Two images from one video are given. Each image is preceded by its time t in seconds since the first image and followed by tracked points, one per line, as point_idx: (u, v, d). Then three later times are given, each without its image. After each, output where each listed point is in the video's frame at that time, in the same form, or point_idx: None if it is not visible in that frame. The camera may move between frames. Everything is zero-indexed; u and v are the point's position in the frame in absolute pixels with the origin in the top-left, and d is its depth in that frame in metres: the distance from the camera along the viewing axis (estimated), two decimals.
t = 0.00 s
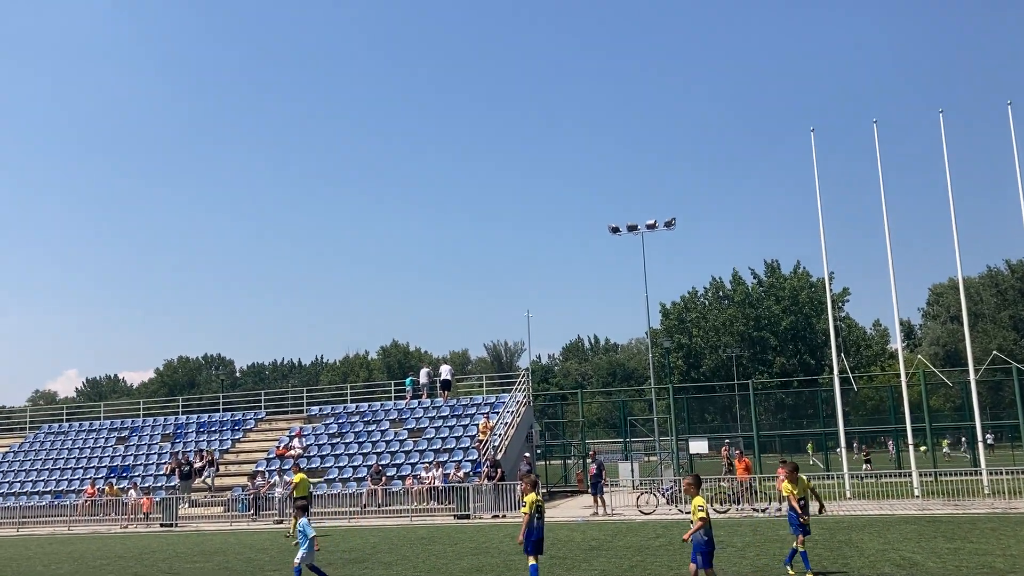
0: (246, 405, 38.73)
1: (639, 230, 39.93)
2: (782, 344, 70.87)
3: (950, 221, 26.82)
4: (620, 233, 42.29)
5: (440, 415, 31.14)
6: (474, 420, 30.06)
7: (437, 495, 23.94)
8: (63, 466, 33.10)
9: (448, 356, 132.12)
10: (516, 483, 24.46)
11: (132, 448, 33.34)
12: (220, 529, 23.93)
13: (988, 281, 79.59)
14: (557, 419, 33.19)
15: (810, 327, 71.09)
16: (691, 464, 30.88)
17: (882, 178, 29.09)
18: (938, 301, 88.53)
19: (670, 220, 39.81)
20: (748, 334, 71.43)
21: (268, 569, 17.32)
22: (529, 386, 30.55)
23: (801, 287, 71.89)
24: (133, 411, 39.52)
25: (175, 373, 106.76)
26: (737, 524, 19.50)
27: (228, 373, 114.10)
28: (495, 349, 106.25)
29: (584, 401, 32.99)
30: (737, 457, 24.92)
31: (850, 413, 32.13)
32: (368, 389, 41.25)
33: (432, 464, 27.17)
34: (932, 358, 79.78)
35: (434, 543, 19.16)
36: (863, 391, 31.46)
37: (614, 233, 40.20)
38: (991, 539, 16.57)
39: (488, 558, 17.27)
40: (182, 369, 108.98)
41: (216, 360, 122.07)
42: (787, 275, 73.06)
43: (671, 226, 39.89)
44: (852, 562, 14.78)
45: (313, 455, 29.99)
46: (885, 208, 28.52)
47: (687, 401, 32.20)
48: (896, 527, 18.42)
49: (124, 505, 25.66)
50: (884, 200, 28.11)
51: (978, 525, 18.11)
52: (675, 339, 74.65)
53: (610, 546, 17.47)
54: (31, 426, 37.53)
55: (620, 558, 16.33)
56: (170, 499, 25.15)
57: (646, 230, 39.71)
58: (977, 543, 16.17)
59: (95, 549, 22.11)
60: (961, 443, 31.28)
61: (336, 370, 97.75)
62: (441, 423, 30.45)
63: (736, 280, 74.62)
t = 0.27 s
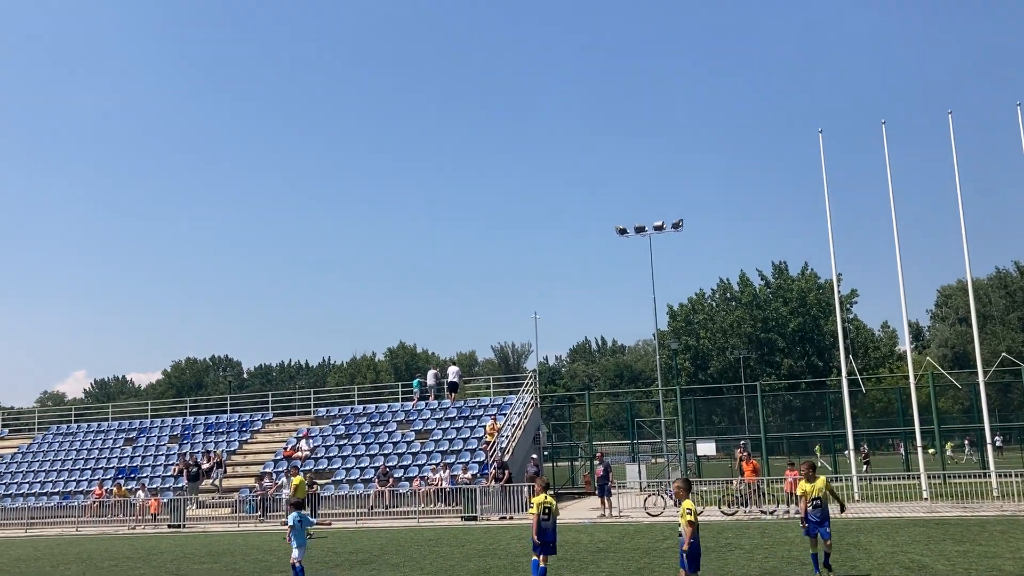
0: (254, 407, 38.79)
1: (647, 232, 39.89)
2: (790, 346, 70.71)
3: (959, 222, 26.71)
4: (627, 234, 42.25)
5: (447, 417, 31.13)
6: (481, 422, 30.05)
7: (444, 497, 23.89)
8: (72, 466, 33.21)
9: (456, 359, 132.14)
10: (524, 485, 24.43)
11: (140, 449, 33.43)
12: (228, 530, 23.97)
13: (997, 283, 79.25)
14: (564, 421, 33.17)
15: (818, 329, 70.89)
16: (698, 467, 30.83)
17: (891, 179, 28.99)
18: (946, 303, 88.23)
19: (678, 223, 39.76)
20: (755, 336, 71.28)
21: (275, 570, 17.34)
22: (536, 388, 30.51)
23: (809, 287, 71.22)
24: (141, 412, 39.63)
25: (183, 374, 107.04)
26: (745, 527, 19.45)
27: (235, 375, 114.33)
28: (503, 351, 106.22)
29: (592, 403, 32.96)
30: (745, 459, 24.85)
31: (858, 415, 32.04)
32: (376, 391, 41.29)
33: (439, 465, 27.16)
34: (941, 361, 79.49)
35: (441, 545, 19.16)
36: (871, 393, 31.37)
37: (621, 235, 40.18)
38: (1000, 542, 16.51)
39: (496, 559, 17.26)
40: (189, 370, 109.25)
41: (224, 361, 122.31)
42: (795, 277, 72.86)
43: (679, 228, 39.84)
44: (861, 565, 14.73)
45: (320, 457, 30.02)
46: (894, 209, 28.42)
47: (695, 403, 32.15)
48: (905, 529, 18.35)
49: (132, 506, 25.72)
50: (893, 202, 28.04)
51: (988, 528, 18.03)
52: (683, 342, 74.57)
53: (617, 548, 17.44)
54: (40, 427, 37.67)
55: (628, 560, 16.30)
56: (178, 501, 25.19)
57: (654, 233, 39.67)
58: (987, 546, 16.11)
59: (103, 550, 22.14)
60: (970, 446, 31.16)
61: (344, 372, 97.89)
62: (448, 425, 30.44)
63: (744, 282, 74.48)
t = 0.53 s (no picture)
0: (258, 407, 38.86)
1: (651, 233, 39.88)
2: (794, 347, 70.65)
3: (963, 224, 26.68)
4: (631, 236, 42.25)
5: (451, 418, 31.16)
6: (484, 423, 30.07)
7: (448, 497, 23.92)
8: (76, 467, 33.28)
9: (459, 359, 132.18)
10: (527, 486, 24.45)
11: (145, 450, 33.51)
12: (232, 531, 24.03)
13: (1001, 285, 79.14)
14: (568, 422, 33.17)
15: (822, 331, 70.85)
16: (702, 468, 30.83)
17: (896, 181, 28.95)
18: (950, 305, 88.11)
19: (681, 224, 39.74)
20: (759, 338, 71.21)
21: (279, 570, 17.38)
22: (540, 388, 30.52)
23: (813, 289, 71.22)
24: (146, 412, 39.71)
25: (187, 375, 107.24)
26: (748, 528, 19.45)
27: (239, 376, 114.48)
28: (506, 352, 106.25)
29: (595, 404, 32.97)
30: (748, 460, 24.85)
31: (861, 416, 32.01)
32: (379, 392, 41.35)
33: (443, 466, 27.19)
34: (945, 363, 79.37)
35: (445, 545, 19.18)
36: (875, 395, 31.34)
37: (625, 236, 40.18)
38: (1004, 543, 16.50)
39: (499, 560, 17.29)
40: (194, 371, 109.40)
41: (228, 362, 122.44)
42: (799, 278, 72.79)
43: (682, 229, 39.83)
44: (865, 566, 14.71)
45: (324, 457, 30.07)
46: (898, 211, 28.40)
47: (698, 404, 32.13)
48: (908, 531, 18.33)
49: (136, 506, 25.78)
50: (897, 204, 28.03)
51: (992, 530, 18.01)
52: (687, 343, 74.53)
53: (621, 549, 17.46)
54: (45, 427, 37.77)
55: (631, 561, 16.31)
56: (182, 501, 25.27)
57: (657, 234, 39.67)
58: (990, 547, 16.09)
59: (107, 550, 22.20)
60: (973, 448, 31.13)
61: (347, 373, 98.01)
62: (452, 426, 30.47)
63: (747, 284, 74.42)
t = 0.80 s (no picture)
0: (261, 407, 38.90)
1: (654, 235, 39.86)
2: (796, 349, 70.61)
3: (966, 226, 26.63)
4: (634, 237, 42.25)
5: (453, 418, 31.17)
6: (486, 424, 30.07)
7: (450, 497, 23.91)
8: (79, 466, 33.34)
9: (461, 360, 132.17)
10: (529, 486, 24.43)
11: (147, 449, 33.55)
12: (234, 530, 24.06)
13: (1005, 287, 79.06)
14: (570, 422, 33.15)
15: (824, 332, 70.80)
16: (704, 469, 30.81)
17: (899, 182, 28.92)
18: (953, 307, 88.03)
19: (684, 226, 39.72)
20: (761, 339, 71.14)
21: (281, 570, 17.39)
22: (542, 389, 30.50)
23: (816, 291, 71.21)
24: (148, 411, 39.76)
25: (190, 374, 107.39)
26: (750, 529, 19.44)
27: (242, 375, 114.64)
28: (509, 352, 106.25)
29: (597, 405, 32.94)
30: (750, 462, 24.84)
31: (864, 418, 31.97)
32: (382, 392, 41.37)
33: (445, 466, 27.18)
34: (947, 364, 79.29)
35: (446, 546, 19.18)
36: (878, 397, 31.29)
37: (627, 237, 40.17)
38: (1006, 546, 16.48)
39: (501, 560, 17.29)
40: (196, 370, 109.51)
41: (230, 362, 122.59)
42: (802, 279, 72.72)
43: (685, 230, 39.82)
44: (866, 568, 14.70)
45: (326, 457, 30.09)
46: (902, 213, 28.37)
47: (701, 405, 32.08)
48: (911, 533, 18.32)
49: (138, 505, 25.81)
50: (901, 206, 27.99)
51: (994, 532, 17.98)
52: (689, 344, 74.51)
53: (622, 550, 17.45)
54: (48, 426, 37.83)
55: (632, 562, 16.31)
56: (184, 500, 25.32)
57: (660, 235, 39.66)
58: (993, 550, 16.07)
59: (109, 549, 22.22)
60: (976, 450, 31.10)
61: (350, 373, 98.08)
62: (454, 426, 30.47)
63: (750, 285, 74.39)
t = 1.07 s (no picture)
0: (262, 407, 38.89)
1: (656, 236, 39.82)
2: (798, 350, 70.55)
3: (970, 227, 26.59)
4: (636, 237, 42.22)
5: (455, 418, 31.15)
6: (488, 424, 30.04)
7: (451, 498, 23.88)
8: (80, 465, 33.32)
9: (463, 360, 132.25)
10: (531, 486, 24.41)
11: (148, 448, 33.53)
12: (236, 529, 24.02)
13: (1007, 289, 79.03)
14: (571, 423, 33.09)
15: (826, 333, 70.75)
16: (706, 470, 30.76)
17: (902, 183, 28.89)
18: (955, 308, 88.02)
19: (686, 227, 39.68)
20: (764, 340, 71.12)
21: (283, 570, 17.32)
22: (544, 389, 30.47)
23: (818, 292, 71.21)
24: (150, 411, 39.74)
25: (191, 373, 107.41)
26: (753, 531, 19.39)
27: (243, 374, 114.66)
28: (510, 352, 106.20)
29: (599, 406, 32.91)
30: (752, 463, 24.80)
31: (866, 419, 31.92)
32: (384, 391, 41.36)
33: (446, 467, 27.15)
34: (949, 366, 79.24)
35: (448, 546, 19.16)
36: (880, 399, 31.23)
37: (630, 238, 40.14)
38: (1010, 548, 16.44)
39: (502, 561, 17.26)
40: (198, 369, 109.56)
41: (232, 361, 122.69)
42: (804, 280, 72.66)
43: (687, 231, 39.79)
44: (870, 570, 14.70)
45: (327, 457, 30.06)
46: (905, 213, 28.30)
47: (702, 407, 31.99)
48: (913, 535, 18.30)
49: (139, 504, 25.80)
50: (904, 207, 27.87)
51: (997, 534, 17.95)
52: (691, 345, 74.51)
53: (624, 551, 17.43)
54: (49, 425, 37.81)
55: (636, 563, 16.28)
56: (186, 499, 25.29)
57: (663, 236, 39.62)
58: (996, 552, 16.04)
59: (111, 548, 22.18)
60: (978, 451, 31.06)
61: (352, 373, 98.09)
62: (456, 426, 30.43)
63: (752, 286, 74.35)
